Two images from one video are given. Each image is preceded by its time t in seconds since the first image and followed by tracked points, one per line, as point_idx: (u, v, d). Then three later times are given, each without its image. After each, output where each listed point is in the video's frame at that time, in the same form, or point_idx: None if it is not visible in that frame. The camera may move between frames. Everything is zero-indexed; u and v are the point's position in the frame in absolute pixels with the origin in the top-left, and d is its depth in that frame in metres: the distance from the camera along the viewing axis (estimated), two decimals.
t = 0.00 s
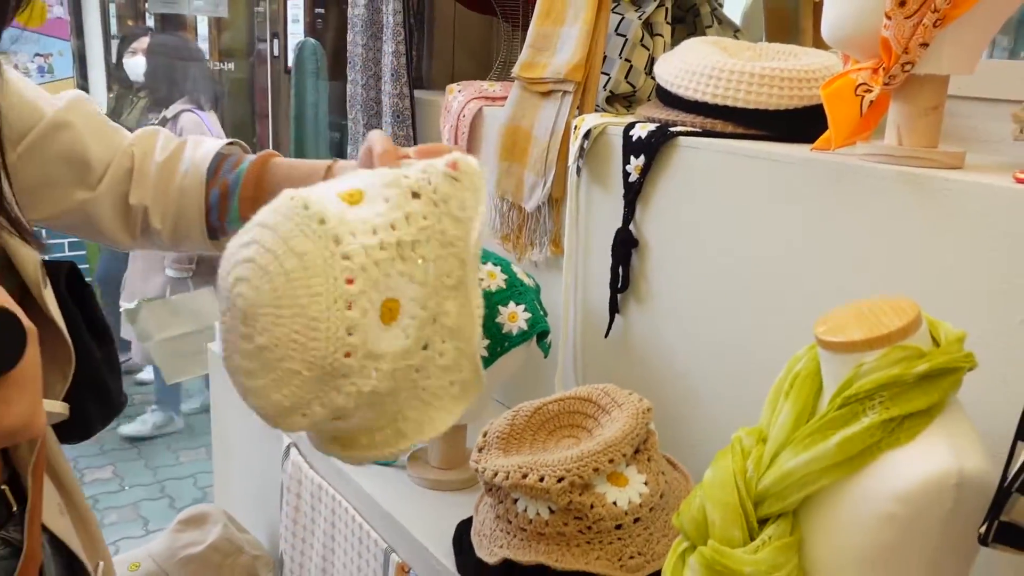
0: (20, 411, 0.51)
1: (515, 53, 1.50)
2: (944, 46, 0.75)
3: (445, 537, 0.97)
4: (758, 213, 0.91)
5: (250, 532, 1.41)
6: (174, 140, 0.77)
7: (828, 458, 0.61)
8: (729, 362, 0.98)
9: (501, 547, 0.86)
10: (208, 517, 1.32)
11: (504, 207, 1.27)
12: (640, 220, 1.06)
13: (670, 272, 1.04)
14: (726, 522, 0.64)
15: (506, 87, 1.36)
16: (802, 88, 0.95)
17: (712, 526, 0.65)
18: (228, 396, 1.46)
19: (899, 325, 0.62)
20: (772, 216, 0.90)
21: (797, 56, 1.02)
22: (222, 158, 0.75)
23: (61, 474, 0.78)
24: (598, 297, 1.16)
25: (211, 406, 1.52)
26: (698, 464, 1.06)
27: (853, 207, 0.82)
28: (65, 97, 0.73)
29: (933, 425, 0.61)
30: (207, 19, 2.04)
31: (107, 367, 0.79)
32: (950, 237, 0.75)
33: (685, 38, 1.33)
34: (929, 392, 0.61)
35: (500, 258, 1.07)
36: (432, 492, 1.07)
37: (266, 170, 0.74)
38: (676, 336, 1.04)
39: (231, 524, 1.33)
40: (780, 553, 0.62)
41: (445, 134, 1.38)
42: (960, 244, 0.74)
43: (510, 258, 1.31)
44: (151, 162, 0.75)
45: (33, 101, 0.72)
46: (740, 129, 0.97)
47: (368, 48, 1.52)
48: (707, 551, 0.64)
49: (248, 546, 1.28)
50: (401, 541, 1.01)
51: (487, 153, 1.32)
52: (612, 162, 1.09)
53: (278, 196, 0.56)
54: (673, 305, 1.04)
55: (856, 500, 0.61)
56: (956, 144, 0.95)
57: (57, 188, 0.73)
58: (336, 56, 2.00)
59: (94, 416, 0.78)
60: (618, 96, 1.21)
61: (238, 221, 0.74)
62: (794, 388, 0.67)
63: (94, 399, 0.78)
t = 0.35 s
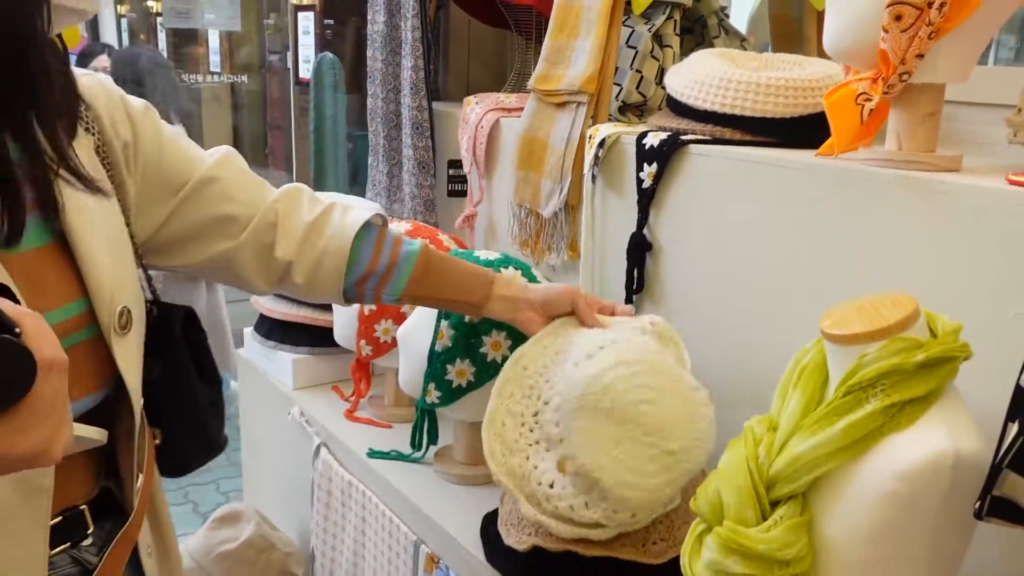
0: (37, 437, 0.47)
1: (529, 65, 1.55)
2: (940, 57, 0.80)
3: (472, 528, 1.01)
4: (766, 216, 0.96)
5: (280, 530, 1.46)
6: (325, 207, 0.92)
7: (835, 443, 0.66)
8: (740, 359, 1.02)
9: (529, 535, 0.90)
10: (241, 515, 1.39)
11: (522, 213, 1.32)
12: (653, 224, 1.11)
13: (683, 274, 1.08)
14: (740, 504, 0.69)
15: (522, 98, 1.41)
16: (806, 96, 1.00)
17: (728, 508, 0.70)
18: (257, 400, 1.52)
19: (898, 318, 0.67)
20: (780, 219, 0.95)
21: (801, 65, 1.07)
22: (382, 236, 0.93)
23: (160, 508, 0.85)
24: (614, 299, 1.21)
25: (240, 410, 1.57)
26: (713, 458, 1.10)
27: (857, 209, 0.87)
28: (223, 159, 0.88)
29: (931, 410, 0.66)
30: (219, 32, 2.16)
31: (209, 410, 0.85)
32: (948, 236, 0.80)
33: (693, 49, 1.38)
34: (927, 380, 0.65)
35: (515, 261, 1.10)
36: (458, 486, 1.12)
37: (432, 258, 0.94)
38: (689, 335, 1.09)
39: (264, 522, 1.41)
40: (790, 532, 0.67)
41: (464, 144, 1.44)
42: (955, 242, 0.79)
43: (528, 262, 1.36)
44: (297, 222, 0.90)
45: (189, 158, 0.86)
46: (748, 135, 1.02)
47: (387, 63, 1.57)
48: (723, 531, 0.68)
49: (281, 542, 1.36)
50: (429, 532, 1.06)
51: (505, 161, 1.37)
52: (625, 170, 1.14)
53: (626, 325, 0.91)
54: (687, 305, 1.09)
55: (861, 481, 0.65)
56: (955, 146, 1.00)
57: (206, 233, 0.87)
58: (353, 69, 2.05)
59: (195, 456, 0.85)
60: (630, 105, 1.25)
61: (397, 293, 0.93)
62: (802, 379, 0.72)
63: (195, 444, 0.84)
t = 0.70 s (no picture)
0: (108, 414, 0.54)
1: (530, 37, 1.57)
2: (932, 19, 0.81)
3: (482, 488, 1.05)
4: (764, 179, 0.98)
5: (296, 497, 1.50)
6: (338, 188, 0.95)
7: (830, 393, 0.69)
8: (741, 320, 1.05)
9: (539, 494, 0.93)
10: (258, 483, 1.44)
11: (526, 183, 1.35)
12: (655, 190, 1.13)
13: (684, 239, 1.11)
14: (740, 455, 0.72)
15: (524, 70, 1.43)
16: (802, 61, 1.01)
17: (728, 460, 0.73)
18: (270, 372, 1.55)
19: (890, 273, 0.69)
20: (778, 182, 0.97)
21: (799, 31, 1.08)
22: (389, 223, 0.94)
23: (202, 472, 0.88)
24: (617, 265, 1.24)
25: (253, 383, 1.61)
26: (716, 417, 1.13)
27: (851, 171, 0.89)
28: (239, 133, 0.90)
29: (921, 359, 0.68)
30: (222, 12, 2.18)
31: (259, 365, 0.86)
32: (940, 194, 0.82)
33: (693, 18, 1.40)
34: (918, 331, 0.68)
35: (520, 230, 1.13)
36: (469, 449, 1.16)
37: (435, 248, 0.96)
38: (692, 298, 1.12)
39: (280, 489, 1.45)
40: (788, 479, 0.70)
41: (468, 117, 1.46)
42: (948, 198, 0.81)
43: (533, 231, 1.39)
44: (310, 200, 0.92)
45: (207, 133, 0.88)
46: (747, 101, 1.04)
47: (391, 38, 1.59)
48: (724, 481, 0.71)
49: (296, 509, 1.41)
50: (441, 494, 1.09)
51: (509, 132, 1.39)
52: (626, 138, 1.16)
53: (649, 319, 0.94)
54: (689, 269, 1.11)
55: (855, 429, 0.68)
56: (949, 107, 1.02)
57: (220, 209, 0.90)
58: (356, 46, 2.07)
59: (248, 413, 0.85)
60: (631, 75, 1.26)
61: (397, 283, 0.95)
62: (798, 334, 0.75)
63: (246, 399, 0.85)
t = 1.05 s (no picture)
0: (235, 389, 0.60)
1: (523, 25, 1.57)
2: (920, 6, 0.82)
3: (479, 476, 1.06)
4: (757, 166, 0.99)
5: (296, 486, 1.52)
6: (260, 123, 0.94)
7: (822, 378, 0.69)
8: (734, 307, 1.06)
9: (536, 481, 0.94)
10: (257, 474, 1.45)
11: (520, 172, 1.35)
12: (648, 178, 1.14)
13: (678, 227, 1.11)
14: (734, 441, 0.73)
15: (517, 58, 1.43)
16: (793, 47, 1.02)
17: (722, 446, 0.74)
18: (268, 364, 1.56)
19: (880, 259, 0.70)
20: (769, 170, 0.97)
21: (790, 17, 1.09)
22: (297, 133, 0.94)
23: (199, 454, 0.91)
24: (612, 253, 1.24)
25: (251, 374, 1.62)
26: (711, 403, 1.14)
27: (842, 158, 0.90)
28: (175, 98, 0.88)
29: (912, 345, 0.69)
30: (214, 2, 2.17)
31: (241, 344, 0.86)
32: (930, 181, 0.82)
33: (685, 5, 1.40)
34: (908, 317, 0.69)
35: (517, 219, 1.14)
36: (466, 438, 1.17)
37: (344, 149, 0.96)
38: (686, 286, 1.12)
39: (279, 480, 1.46)
40: (782, 464, 0.71)
41: (461, 106, 1.46)
42: (937, 184, 0.82)
43: (528, 220, 1.40)
44: (245, 142, 0.91)
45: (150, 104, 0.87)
46: (739, 89, 1.05)
47: (383, 27, 1.59)
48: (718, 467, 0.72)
49: (295, 499, 1.42)
50: (439, 482, 1.10)
51: (502, 121, 1.39)
52: (619, 126, 1.17)
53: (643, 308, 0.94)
54: (683, 257, 1.12)
55: (847, 415, 0.69)
56: (941, 92, 1.03)
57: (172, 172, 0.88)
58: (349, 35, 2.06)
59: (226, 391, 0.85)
60: (623, 63, 1.26)
61: (327, 187, 0.96)
62: (790, 321, 0.75)
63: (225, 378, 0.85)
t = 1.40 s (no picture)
0: (254, 376, 0.63)
1: (523, 23, 1.56)
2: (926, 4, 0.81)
3: (481, 478, 1.05)
4: (760, 164, 0.98)
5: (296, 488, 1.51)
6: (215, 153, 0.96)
7: (829, 381, 0.68)
8: (738, 307, 1.05)
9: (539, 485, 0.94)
10: (258, 476, 1.44)
11: (521, 171, 1.34)
12: (650, 177, 1.13)
13: (680, 227, 1.10)
14: (740, 445, 0.72)
15: (517, 56, 1.42)
16: (796, 45, 1.01)
17: (728, 450, 0.73)
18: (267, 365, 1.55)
19: (888, 259, 0.69)
20: (773, 169, 0.96)
21: (792, 14, 1.08)
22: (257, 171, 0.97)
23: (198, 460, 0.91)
24: (614, 252, 1.23)
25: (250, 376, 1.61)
26: (715, 403, 1.13)
27: (847, 158, 0.89)
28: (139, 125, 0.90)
29: (920, 347, 0.68)
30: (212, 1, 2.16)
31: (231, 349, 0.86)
32: (937, 180, 0.82)
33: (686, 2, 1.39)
34: (917, 319, 0.68)
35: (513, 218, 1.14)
36: (468, 440, 1.16)
37: (295, 184, 1.01)
38: (689, 286, 1.12)
39: (280, 481, 1.45)
40: (788, 468, 0.70)
41: (461, 104, 1.45)
42: (944, 184, 0.81)
43: (529, 219, 1.38)
44: (201, 171, 0.93)
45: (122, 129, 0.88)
46: (741, 87, 1.04)
47: (382, 26, 1.58)
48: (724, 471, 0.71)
49: (296, 501, 1.41)
50: (441, 485, 1.09)
51: (503, 120, 1.38)
52: (621, 124, 1.16)
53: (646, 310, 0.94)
54: (685, 256, 1.11)
55: (855, 417, 0.68)
56: (945, 89, 1.02)
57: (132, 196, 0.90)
58: (347, 33, 2.05)
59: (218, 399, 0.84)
60: (623, 60, 1.26)
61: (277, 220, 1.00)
62: (796, 323, 0.75)
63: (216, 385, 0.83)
